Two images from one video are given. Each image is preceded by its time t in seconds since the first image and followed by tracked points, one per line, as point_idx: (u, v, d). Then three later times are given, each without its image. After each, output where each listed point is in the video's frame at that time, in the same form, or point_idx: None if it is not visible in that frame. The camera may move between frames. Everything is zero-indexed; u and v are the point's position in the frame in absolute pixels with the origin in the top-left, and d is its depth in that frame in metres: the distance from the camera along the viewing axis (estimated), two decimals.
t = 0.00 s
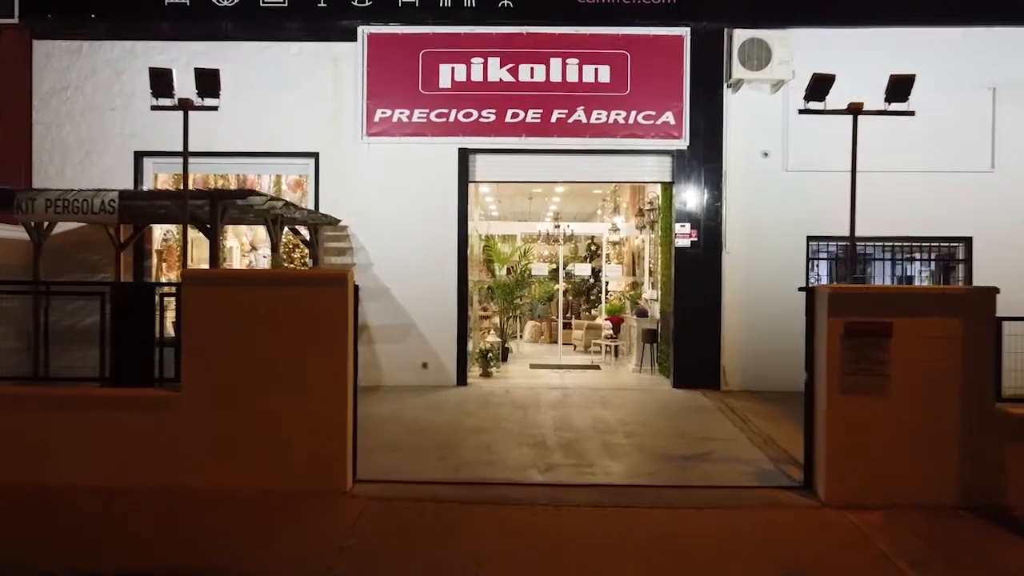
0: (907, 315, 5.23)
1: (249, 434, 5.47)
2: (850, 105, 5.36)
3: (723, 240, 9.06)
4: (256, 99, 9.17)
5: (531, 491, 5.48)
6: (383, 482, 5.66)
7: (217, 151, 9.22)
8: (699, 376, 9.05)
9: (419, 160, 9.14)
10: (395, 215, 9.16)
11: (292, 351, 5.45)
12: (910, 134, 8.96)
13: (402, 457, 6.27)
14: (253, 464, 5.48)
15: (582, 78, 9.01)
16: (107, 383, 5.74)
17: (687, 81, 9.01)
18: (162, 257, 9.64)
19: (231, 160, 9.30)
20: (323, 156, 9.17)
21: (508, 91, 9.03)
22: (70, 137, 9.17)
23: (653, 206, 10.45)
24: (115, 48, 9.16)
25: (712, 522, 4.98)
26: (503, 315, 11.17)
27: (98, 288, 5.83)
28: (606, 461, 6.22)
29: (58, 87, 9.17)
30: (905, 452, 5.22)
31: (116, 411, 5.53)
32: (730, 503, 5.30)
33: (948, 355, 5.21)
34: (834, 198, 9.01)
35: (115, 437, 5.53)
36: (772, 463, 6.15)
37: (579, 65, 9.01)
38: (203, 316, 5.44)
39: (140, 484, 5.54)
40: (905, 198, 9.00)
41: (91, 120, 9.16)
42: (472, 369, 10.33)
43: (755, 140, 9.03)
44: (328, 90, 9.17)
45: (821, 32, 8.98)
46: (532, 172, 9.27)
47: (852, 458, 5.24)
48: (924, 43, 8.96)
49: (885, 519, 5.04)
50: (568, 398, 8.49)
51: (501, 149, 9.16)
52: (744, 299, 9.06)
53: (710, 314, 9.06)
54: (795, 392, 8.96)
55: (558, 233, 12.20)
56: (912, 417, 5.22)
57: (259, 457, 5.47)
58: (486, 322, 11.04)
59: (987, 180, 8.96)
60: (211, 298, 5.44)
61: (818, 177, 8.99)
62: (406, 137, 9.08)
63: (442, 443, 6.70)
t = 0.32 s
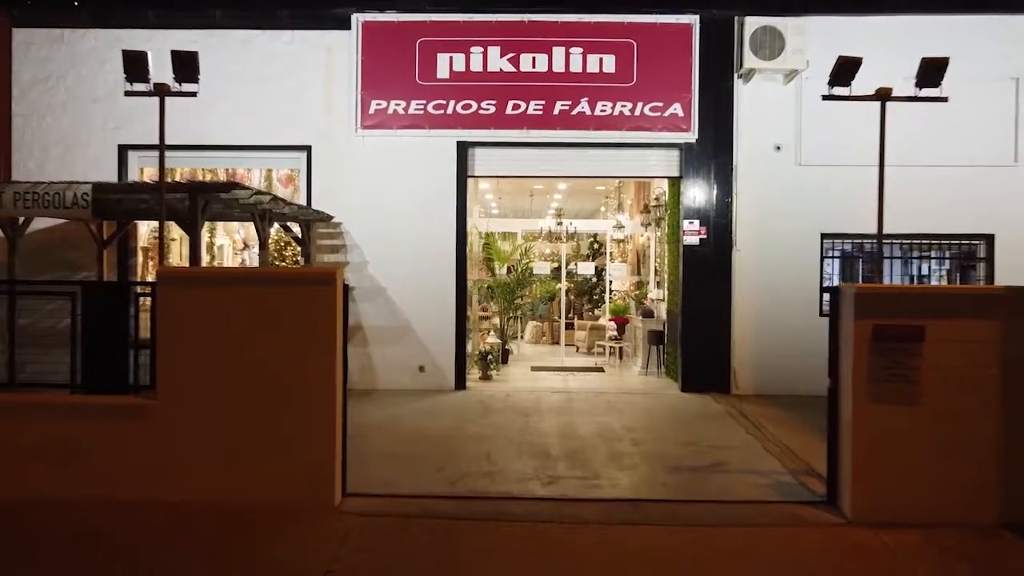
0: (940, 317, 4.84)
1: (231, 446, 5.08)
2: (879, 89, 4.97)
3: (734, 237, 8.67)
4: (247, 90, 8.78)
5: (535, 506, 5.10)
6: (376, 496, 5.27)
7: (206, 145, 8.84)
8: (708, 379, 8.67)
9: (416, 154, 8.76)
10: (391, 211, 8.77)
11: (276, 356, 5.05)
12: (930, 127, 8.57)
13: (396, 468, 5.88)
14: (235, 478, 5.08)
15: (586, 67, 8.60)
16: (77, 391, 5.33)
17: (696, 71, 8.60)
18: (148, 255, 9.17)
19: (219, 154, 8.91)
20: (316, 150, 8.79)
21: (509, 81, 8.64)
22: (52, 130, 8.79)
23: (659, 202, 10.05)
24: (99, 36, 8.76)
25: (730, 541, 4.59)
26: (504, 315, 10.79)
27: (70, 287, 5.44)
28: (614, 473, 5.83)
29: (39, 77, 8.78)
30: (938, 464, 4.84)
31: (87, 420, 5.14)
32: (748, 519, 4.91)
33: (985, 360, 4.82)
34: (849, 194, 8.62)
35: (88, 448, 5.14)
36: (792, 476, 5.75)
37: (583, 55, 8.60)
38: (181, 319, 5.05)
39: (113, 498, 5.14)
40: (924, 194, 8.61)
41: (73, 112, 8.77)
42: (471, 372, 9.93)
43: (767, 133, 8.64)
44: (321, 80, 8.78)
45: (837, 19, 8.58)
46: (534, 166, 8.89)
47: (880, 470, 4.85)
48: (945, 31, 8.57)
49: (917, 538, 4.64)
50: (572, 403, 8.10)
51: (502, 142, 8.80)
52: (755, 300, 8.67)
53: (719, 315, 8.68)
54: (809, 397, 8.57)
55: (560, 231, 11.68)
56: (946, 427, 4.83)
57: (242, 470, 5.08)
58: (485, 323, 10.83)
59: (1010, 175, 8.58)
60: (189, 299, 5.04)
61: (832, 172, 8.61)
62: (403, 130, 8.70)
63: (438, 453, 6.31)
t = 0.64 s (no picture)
0: (990, 322, 4.37)
1: (204, 468, 4.53)
2: (922, 72, 4.50)
3: (750, 236, 8.19)
4: (235, 79, 8.31)
5: (541, 531, 4.62)
6: (366, 520, 4.79)
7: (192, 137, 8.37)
8: (721, 386, 8.21)
9: (413, 147, 8.27)
10: (386, 208, 8.29)
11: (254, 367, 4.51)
12: (956, 119, 8.11)
13: (390, 486, 5.41)
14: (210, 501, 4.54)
15: (593, 56, 8.13)
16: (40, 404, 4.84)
17: (709, 60, 8.15)
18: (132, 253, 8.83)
19: (206, 147, 8.45)
20: (307, 143, 8.32)
21: (511, 71, 8.18)
22: (28, 121, 8.32)
23: (668, 198, 9.57)
24: (78, 22, 8.29)
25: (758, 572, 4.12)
26: (506, 316, 10.24)
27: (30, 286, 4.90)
28: (626, 491, 5.36)
29: (15, 66, 8.32)
30: (988, 485, 4.37)
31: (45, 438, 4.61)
32: (777, 546, 4.44)
33: None
34: (871, 189, 8.14)
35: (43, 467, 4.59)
36: (821, 495, 5.28)
37: (590, 42, 8.13)
38: (149, 325, 4.51)
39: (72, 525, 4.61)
40: (951, 189, 8.14)
41: (51, 102, 8.31)
42: (472, 377, 9.44)
43: (784, 125, 8.17)
44: (313, 69, 8.31)
45: (859, 4, 8.11)
46: (537, 161, 8.37)
47: (923, 493, 4.38)
48: (973, 16, 8.10)
49: (966, 569, 4.18)
50: (579, 411, 7.63)
51: (503, 135, 8.28)
52: (773, 302, 8.20)
53: (734, 318, 8.21)
54: (827, 404, 8.11)
55: (564, 229, 11.46)
56: (996, 444, 4.37)
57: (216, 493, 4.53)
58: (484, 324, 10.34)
59: None
60: (157, 303, 4.50)
61: (854, 166, 8.13)
62: (399, 122, 8.24)
63: (436, 468, 5.84)
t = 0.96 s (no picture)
0: None
1: (172, 501, 4.01)
2: (977, 54, 4.05)
3: (766, 237, 7.72)
4: (220, 71, 7.83)
5: (550, 566, 4.15)
6: (355, 553, 4.32)
7: (175, 132, 7.88)
8: (736, 396, 7.74)
9: (410, 143, 7.79)
10: (381, 207, 7.82)
11: (228, 388, 3.98)
12: (986, 112, 7.63)
13: (382, 511, 4.93)
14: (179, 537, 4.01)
15: (601, 45, 7.65)
16: None
17: (724, 49, 7.67)
18: (112, 256, 8.30)
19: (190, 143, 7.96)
20: (297, 138, 7.83)
21: (514, 61, 7.69)
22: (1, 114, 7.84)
23: (679, 197, 9.09)
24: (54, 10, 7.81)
25: None
26: (508, 322, 9.80)
27: None
28: (642, 518, 4.89)
29: None
30: None
31: None
32: None
33: None
34: (896, 187, 7.66)
35: None
36: (857, 523, 4.80)
37: (597, 31, 7.65)
38: (108, 339, 3.96)
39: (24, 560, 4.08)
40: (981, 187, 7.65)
41: (26, 94, 7.82)
42: (472, 386, 8.95)
43: (804, 119, 7.70)
44: (304, 60, 7.82)
45: None
46: (541, 158, 7.89)
47: (979, 527, 3.91)
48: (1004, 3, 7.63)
49: None
50: (586, 424, 7.15)
51: (505, 130, 7.81)
52: (791, 308, 7.72)
53: (750, 324, 7.73)
54: (848, 416, 7.63)
55: (569, 229, 10.84)
56: None
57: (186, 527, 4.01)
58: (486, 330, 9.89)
59: None
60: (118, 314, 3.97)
61: (878, 163, 7.65)
62: (394, 115, 7.76)
63: (434, 491, 5.37)
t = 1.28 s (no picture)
0: None
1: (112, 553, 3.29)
2: None
3: (779, 238, 7.24)
4: (196, 58, 7.30)
5: None
6: None
7: (147, 126, 7.34)
8: (747, 408, 7.26)
9: (398, 137, 7.27)
10: (367, 205, 7.29)
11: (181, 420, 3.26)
12: (1011, 104, 7.18)
13: (366, 545, 4.40)
14: None
15: (602, 32, 7.17)
16: None
17: (733, 37, 7.20)
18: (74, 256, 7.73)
19: (161, 136, 7.43)
20: (276, 131, 7.30)
21: (509, 49, 7.19)
22: None
23: (683, 195, 8.60)
24: None
25: None
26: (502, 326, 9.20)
27: None
28: (655, 549, 4.40)
29: None
30: None
31: None
32: None
33: None
34: (916, 184, 7.19)
35: None
36: (894, 556, 4.32)
37: (598, 17, 7.16)
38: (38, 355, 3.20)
39: None
40: (1006, 183, 7.20)
41: None
42: (464, 395, 8.42)
43: (817, 111, 7.23)
44: (284, 47, 7.30)
45: None
46: (538, 153, 7.39)
47: None
48: None
49: None
50: (587, 438, 6.66)
51: (500, 124, 7.31)
52: (805, 313, 7.24)
53: (762, 330, 7.25)
54: (865, 428, 7.14)
55: (566, 228, 10.41)
56: None
57: None
58: (477, 334, 9.56)
59: None
60: (48, 325, 3.19)
61: (897, 158, 7.19)
62: (381, 107, 7.25)
63: (424, 518, 4.85)
